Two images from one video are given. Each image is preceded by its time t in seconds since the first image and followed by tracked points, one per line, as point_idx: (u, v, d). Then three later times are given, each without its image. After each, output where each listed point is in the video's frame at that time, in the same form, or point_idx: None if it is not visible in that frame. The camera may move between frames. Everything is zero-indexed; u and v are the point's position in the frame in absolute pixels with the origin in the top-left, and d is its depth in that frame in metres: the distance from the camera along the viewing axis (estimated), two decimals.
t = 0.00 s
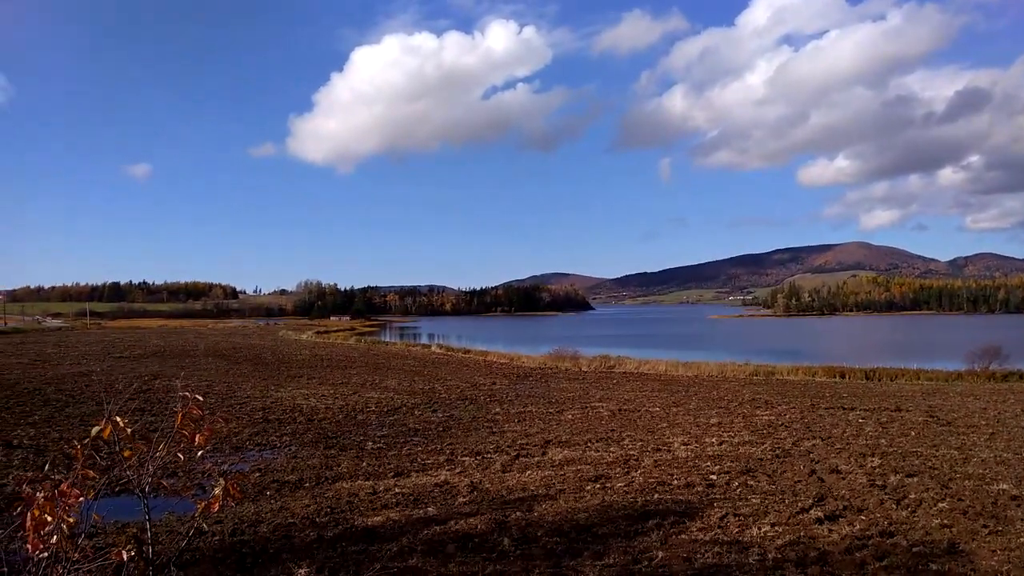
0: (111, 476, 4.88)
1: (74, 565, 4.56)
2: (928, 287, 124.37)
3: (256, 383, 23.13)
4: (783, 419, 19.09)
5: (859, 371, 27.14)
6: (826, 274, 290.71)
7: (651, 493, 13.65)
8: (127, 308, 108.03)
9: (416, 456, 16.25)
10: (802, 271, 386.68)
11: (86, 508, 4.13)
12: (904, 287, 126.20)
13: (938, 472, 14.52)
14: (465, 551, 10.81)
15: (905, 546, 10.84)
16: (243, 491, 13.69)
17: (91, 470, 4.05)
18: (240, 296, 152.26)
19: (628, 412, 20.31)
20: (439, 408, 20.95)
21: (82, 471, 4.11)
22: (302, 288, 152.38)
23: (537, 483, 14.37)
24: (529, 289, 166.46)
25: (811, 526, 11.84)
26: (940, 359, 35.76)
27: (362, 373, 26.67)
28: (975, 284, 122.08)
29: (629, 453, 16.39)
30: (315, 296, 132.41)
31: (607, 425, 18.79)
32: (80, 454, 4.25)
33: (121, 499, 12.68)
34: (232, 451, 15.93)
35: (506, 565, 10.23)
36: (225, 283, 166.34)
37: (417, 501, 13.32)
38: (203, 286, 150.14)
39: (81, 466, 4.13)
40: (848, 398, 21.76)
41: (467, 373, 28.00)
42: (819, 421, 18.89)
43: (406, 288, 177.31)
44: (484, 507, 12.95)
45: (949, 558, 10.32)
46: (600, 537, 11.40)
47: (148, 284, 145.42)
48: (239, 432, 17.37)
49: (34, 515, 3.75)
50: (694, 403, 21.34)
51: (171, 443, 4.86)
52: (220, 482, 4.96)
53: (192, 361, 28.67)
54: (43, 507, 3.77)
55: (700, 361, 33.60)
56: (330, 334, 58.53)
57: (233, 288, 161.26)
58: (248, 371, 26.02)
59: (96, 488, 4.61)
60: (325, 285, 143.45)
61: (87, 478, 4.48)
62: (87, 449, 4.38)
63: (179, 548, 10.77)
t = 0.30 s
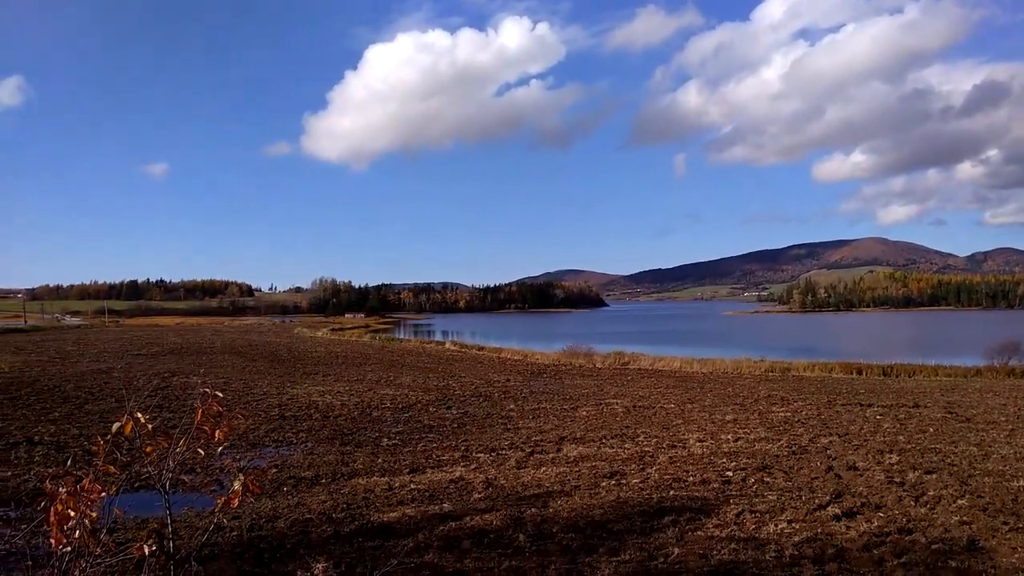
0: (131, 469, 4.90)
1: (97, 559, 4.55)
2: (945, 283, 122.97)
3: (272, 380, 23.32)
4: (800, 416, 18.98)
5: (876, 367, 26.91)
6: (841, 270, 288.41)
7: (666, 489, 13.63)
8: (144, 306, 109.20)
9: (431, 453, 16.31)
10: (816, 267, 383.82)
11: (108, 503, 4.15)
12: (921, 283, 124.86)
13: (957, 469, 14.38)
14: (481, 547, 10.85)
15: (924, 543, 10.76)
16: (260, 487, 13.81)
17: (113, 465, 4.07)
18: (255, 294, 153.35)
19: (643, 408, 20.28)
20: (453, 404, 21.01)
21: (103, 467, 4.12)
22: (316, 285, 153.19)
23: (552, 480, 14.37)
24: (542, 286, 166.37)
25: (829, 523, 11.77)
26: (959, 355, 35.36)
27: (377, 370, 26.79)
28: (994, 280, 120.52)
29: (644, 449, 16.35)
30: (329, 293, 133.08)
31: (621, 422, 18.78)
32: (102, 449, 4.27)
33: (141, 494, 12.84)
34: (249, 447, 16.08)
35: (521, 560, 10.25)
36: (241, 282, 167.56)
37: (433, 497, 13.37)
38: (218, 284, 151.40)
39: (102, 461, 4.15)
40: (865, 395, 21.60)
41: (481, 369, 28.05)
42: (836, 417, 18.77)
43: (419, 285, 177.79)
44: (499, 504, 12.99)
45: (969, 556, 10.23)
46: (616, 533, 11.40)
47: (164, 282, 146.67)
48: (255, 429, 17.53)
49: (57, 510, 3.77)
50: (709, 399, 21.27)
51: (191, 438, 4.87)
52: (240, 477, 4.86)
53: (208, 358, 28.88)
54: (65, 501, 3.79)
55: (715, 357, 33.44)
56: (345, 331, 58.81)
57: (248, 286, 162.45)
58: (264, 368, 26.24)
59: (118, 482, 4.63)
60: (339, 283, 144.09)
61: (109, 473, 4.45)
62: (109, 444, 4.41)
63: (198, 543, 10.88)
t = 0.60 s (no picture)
0: (147, 471, 4.93)
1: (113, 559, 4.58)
2: (960, 284, 121.74)
3: (283, 382, 23.43)
4: (813, 417, 18.86)
5: (890, 368, 26.69)
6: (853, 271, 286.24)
7: (679, 491, 13.57)
8: (158, 308, 110.01)
9: (442, 454, 16.33)
10: (828, 267, 381.28)
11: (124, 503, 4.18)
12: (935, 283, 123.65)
13: (973, 470, 14.24)
14: (492, 549, 10.85)
15: (939, 546, 10.65)
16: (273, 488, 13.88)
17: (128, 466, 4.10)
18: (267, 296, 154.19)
19: (655, 410, 20.21)
20: (464, 406, 21.03)
21: (119, 468, 4.15)
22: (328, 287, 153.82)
23: (563, 482, 14.34)
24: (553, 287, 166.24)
25: (843, 525, 11.69)
26: (974, 356, 35.01)
27: (389, 371, 26.86)
28: (1010, 280, 119.20)
29: (656, 451, 16.30)
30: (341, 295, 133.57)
31: (633, 423, 18.73)
32: (117, 450, 4.30)
33: (155, 495, 12.94)
34: (262, 449, 16.16)
35: (533, 562, 10.24)
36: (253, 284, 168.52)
37: (444, 498, 13.38)
38: (231, 286, 152.34)
39: (118, 463, 4.18)
40: (879, 396, 21.43)
41: (492, 371, 28.07)
42: (850, 419, 18.62)
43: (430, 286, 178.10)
44: (511, 505, 12.97)
45: (986, 558, 10.12)
46: (628, 535, 11.36)
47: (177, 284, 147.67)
48: (268, 430, 17.62)
49: (73, 511, 3.79)
50: (721, 401, 21.17)
51: (206, 438, 4.90)
52: (254, 479, 4.86)
53: (222, 360, 29.04)
54: (82, 502, 3.81)
55: (727, 358, 33.27)
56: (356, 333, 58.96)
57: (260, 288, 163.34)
58: (276, 369, 26.38)
59: (132, 481, 4.67)
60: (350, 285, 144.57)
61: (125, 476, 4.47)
62: (125, 445, 4.43)
63: (212, 544, 10.94)
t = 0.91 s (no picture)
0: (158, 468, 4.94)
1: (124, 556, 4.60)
2: (973, 283, 120.75)
3: (294, 380, 23.54)
4: (824, 417, 18.75)
5: (901, 367, 26.53)
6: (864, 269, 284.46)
7: (688, 491, 13.53)
8: (170, 306, 110.84)
9: (451, 453, 16.36)
10: (838, 265, 379.13)
11: (137, 500, 4.20)
12: (947, 282, 122.70)
13: (986, 471, 14.13)
14: (501, 547, 10.86)
15: (951, 547, 10.58)
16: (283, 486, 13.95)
17: (139, 463, 4.11)
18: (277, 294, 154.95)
19: (664, 409, 20.18)
20: (473, 405, 21.06)
21: (131, 465, 4.17)
22: (338, 286, 154.35)
23: (572, 481, 14.34)
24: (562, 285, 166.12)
25: (854, 525, 11.62)
26: (986, 356, 34.76)
27: (398, 370, 26.92)
28: None
29: (666, 450, 16.27)
30: (350, 294, 134.02)
31: (643, 422, 18.70)
32: (129, 448, 4.31)
33: (166, 492, 13.04)
34: (273, 446, 16.24)
35: (543, 561, 10.24)
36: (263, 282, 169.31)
37: (454, 497, 13.40)
38: (242, 285, 153.16)
39: (129, 460, 4.19)
40: (890, 396, 21.29)
41: (500, 369, 28.08)
42: (861, 418, 18.51)
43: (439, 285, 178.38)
44: (520, 504, 12.98)
45: (999, 559, 10.04)
46: (638, 535, 11.34)
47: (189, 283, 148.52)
48: (279, 428, 17.71)
49: (86, 507, 3.80)
50: (731, 400, 21.10)
51: (217, 436, 4.90)
52: (264, 477, 4.86)
53: (232, 358, 29.21)
54: (94, 499, 3.82)
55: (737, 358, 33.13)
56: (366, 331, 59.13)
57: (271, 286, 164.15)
58: (287, 368, 26.49)
59: (144, 478, 4.69)
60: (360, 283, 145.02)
61: (137, 473, 4.48)
62: (136, 443, 4.45)
63: (223, 541, 11.01)
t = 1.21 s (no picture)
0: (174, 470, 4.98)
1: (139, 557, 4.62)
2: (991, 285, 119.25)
3: (308, 382, 23.68)
4: (840, 421, 18.59)
5: (918, 371, 26.26)
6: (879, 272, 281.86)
7: (703, 495, 13.47)
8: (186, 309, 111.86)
9: (464, 456, 16.38)
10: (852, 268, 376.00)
11: (153, 501, 4.22)
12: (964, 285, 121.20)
13: (1005, 476, 13.95)
14: (515, 550, 10.86)
15: (969, 552, 10.46)
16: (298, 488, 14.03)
17: (157, 465, 4.14)
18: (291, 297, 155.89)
19: (678, 412, 20.10)
20: (486, 407, 21.08)
21: (148, 467, 4.19)
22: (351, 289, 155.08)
23: (586, 484, 14.32)
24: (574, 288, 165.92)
25: (870, 530, 11.52)
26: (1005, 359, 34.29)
27: (411, 373, 27.01)
28: None
29: (679, 454, 16.21)
30: (363, 296, 134.53)
31: (656, 426, 18.64)
32: (146, 449, 4.34)
33: (182, 493, 13.17)
34: (287, 448, 16.35)
35: (556, 564, 10.22)
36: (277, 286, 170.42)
37: (467, 499, 13.41)
38: (256, 288, 154.26)
39: (147, 462, 4.22)
40: (906, 400, 21.08)
41: (513, 372, 28.09)
42: (877, 423, 18.34)
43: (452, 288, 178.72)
44: (533, 507, 12.97)
45: (1018, 566, 9.91)
46: (652, 539, 11.30)
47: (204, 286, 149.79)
48: (293, 430, 17.83)
49: (103, 508, 3.83)
50: (745, 404, 20.99)
51: (233, 439, 4.91)
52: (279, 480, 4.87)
53: (247, 361, 29.44)
54: (111, 500, 3.85)
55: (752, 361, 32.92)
56: (380, 334, 59.32)
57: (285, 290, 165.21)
58: (301, 370, 26.65)
59: (161, 480, 4.72)
60: (372, 287, 145.55)
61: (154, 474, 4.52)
62: (153, 444, 4.48)
63: (238, 542, 11.09)
